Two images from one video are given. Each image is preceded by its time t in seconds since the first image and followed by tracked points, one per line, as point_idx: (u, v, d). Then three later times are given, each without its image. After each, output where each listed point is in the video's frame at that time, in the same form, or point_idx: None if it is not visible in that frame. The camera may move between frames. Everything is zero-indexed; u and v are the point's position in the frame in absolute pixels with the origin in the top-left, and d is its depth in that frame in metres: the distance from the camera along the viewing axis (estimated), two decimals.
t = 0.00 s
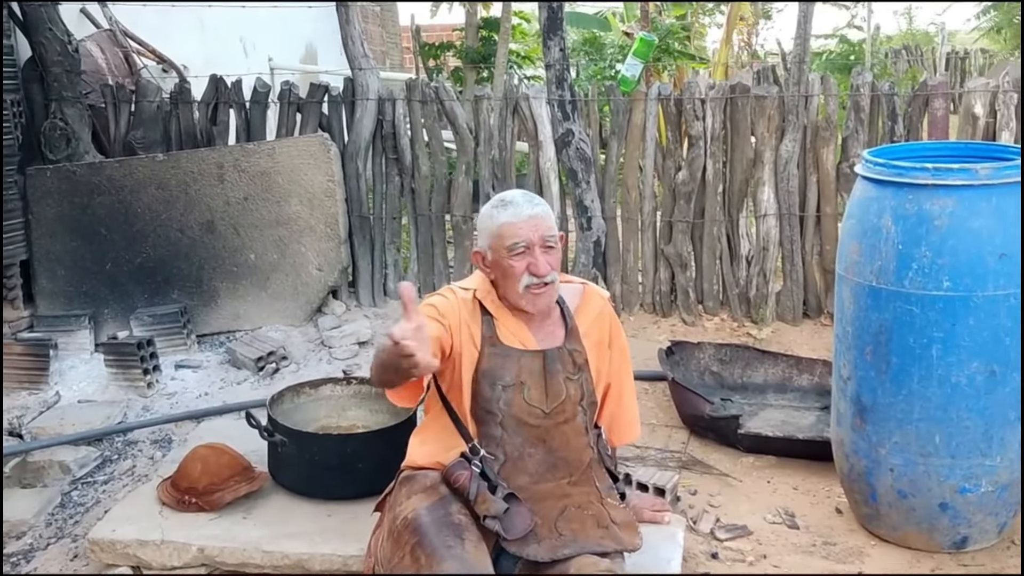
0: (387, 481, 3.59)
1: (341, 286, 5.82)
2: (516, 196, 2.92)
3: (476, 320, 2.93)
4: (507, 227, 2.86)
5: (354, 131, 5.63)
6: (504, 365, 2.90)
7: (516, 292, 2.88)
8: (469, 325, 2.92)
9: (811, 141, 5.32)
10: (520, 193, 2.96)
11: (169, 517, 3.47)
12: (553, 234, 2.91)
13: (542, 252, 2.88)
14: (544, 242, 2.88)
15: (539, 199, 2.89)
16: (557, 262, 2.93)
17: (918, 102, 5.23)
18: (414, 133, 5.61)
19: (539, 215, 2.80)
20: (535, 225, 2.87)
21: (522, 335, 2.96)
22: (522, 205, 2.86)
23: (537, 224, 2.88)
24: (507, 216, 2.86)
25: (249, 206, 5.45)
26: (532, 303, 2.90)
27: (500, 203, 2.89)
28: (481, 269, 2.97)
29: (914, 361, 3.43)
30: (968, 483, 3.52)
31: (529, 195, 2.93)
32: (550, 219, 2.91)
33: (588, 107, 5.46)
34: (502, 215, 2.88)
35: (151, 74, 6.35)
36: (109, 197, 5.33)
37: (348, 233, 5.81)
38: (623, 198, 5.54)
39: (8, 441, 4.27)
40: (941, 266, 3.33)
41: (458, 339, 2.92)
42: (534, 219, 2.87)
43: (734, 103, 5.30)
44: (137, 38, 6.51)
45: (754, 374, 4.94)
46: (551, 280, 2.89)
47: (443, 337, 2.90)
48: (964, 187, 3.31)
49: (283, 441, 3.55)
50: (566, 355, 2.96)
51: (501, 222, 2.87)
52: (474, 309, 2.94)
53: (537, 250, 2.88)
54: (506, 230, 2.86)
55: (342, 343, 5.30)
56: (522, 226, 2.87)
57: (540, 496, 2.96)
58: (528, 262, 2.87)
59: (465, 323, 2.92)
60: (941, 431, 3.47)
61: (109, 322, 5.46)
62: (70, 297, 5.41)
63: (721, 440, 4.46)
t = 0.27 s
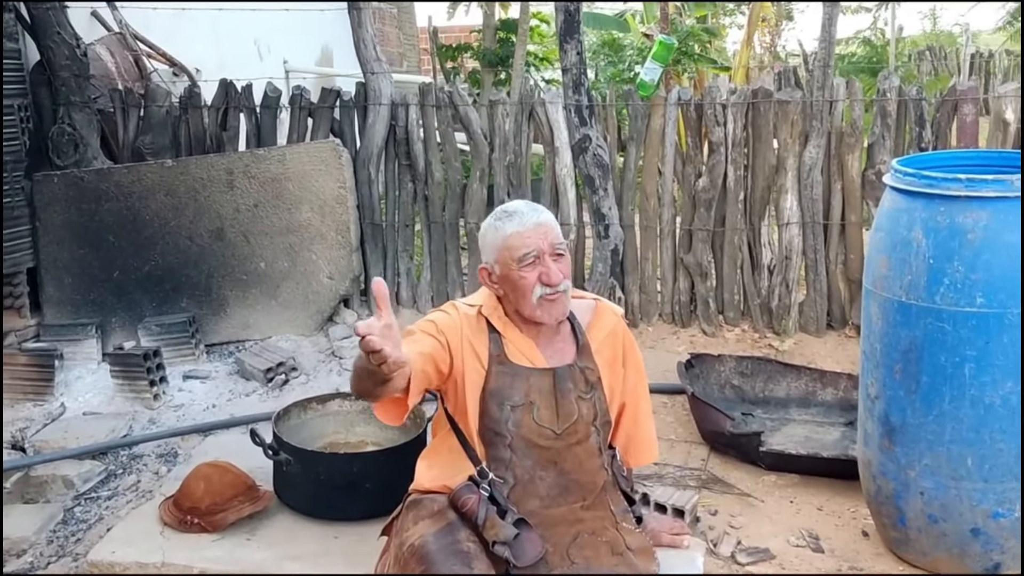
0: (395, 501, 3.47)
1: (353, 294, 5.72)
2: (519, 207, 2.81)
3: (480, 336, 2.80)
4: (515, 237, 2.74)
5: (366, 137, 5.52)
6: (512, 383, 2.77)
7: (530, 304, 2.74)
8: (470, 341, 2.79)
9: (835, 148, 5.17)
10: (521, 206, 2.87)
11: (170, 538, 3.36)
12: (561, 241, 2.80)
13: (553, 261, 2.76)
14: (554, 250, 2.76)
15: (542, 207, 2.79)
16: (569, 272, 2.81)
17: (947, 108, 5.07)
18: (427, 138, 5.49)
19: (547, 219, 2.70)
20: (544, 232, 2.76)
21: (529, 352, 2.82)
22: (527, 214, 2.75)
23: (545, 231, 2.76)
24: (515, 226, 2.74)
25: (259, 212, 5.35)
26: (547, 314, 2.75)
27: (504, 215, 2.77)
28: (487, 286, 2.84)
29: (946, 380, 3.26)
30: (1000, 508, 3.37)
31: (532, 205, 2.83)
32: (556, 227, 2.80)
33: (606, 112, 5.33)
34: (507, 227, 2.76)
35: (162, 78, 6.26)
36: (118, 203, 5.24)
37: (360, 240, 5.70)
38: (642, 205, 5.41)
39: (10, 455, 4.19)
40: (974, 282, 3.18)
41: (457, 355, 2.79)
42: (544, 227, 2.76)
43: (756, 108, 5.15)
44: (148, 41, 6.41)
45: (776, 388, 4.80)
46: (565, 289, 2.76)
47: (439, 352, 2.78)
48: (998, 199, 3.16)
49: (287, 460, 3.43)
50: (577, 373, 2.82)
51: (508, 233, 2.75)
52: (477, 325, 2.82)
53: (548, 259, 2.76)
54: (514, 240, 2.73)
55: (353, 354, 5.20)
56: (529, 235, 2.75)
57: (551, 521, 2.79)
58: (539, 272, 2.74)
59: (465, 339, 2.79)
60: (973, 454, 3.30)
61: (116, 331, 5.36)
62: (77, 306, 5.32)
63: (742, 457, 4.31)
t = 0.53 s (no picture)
0: (414, 512, 3.40)
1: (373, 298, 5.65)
2: (503, 219, 2.64)
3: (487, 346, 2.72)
4: (500, 254, 2.58)
5: (387, 138, 5.44)
6: (521, 392, 2.68)
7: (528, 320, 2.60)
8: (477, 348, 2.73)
9: (865, 151, 5.05)
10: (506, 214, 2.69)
11: (185, 549, 3.30)
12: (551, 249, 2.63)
13: (545, 272, 2.60)
14: (544, 261, 2.60)
15: (526, 217, 2.61)
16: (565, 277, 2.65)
17: (981, 110, 4.94)
18: (448, 140, 5.42)
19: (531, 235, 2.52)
20: (532, 244, 2.59)
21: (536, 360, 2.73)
22: (511, 229, 2.58)
23: (532, 244, 2.59)
24: (500, 244, 2.58)
25: (278, 215, 5.29)
26: (547, 325, 2.63)
27: (487, 232, 2.60)
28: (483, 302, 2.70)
29: (983, 392, 3.14)
30: None
31: (516, 215, 2.65)
32: (544, 234, 2.63)
33: (630, 114, 5.23)
34: (492, 246, 2.59)
35: (182, 80, 6.22)
36: (136, 206, 5.20)
37: (380, 244, 5.63)
38: (666, 208, 5.31)
39: (27, 461, 4.17)
40: (1013, 292, 3.06)
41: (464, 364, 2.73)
42: (531, 239, 2.59)
43: (784, 110, 5.04)
44: (168, 42, 6.37)
45: (803, 397, 4.68)
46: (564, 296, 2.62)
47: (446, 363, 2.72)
48: None
49: (304, 469, 3.39)
50: (588, 381, 2.72)
51: (493, 252, 2.59)
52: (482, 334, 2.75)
53: (539, 271, 2.59)
54: (500, 258, 2.57)
55: (372, 359, 5.13)
56: (516, 250, 2.58)
57: (566, 535, 2.67)
58: (532, 287, 2.59)
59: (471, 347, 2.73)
60: (1010, 469, 3.17)
61: (135, 335, 5.32)
62: (96, 309, 5.28)
63: (768, 468, 4.21)
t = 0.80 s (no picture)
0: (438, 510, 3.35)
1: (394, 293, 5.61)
2: (501, 215, 2.56)
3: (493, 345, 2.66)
4: (501, 252, 2.50)
5: (408, 131, 5.39)
6: (530, 389, 2.61)
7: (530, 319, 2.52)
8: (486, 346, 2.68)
9: (895, 144, 4.96)
10: (504, 207, 2.61)
11: (206, 547, 3.26)
12: (553, 246, 2.55)
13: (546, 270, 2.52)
14: (546, 258, 2.52)
15: (527, 214, 2.54)
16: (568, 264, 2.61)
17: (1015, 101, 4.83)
18: (470, 134, 5.37)
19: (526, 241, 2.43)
20: (533, 240, 2.52)
21: (542, 357, 2.66)
22: (511, 225, 2.51)
23: (533, 240, 2.52)
24: (500, 241, 2.50)
25: (299, 209, 5.25)
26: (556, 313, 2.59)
27: (487, 230, 2.53)
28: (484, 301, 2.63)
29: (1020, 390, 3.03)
30: None
31: (514, 210, 2.58)
32: (545, 231, 2.55)
33: (654, 106, 5.16)
34: (492, 244, 2.52)
35: (203, 73, 6.19)
36: (157, 199, 5.18)
37: (401, 238, 5.58)
38: (691, 202, 5.23)
39: (48, 456, 4.16)
40: None
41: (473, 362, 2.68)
42: (531, 236, 2.52)
43: (812, 102, 4.94)
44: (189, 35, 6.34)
45: (831, 394, 4.60)
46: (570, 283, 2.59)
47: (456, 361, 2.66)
48: None
49: (326, 467, 3.34)
50: (597, 376, 2.66)
51: (494, 250, 2.51)
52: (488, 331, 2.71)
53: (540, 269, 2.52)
54: (501, 256, 2.49)
55: (393, 353, 5.09)
56: (517, 248, 2.51)
57: (583, 533, 2.60)
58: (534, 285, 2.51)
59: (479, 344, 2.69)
60: None
61: (156, 329, 5.30)
62: (117, 303, 5.26)
63: (796, 466, 4.13)
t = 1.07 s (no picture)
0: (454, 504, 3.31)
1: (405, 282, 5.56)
2: (502, 209, 2.52)
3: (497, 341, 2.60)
4: (504, 246, 2.46)
5: (418, 119, 5.32)
6: (538, 383, 2.56)
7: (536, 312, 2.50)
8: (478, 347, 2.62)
9: (912, 130, 4.89)
10: (503, 199, 2.57)
11: (221, 542, 3.21)
12: (556, 236, 2.52)
13: (550, 262, 2.49)
14: (549, 250, 2.49)
15: (528, 206, 2.50)
16: (571, 267, 2.55)
17: None
18: (480, 121, 5.29)
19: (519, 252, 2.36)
20: (535, 232, 2.48)
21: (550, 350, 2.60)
22: (512, 220, 2.47)
23: (535, 233, 2.48)
24: (502, 235, 2.46)
25: (308, 197, 5.19)
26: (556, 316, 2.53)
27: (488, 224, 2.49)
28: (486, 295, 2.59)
29: None
30: None
31: (514, 202, 2.54)
32: (547, 222, 2.52)
33: (667, 92, 5.09)
34: (493, 239, 2.48)
35: (209, 60, 6.12)
36: (165, 189, 5.12)
37: (411, 227, 5.52)
38: (705, 189, 5.16)
39: (58, 449, 4.12)
40: None
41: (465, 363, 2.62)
42: (534, 227, 2.48)
43: (827, 87, 4.87)
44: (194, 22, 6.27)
45: (848, 384, 4.55)
46: (571, 289, 2.53)
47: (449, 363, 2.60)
48: None
49: (342, 460, 3.28)
50: (605, 368, 2.59)
51: (496, 245, 2.47)
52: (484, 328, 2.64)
53: (544, 261, 2.49)
54: (504, 250, 2.46)
55: (405, 344, 5.05)
56: (520, 242, 2.47)
57: (595, 527, 2.54)
58: (539, 278, 2.48)
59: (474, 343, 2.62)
60: None
61: (165, 320, 5.25)
62: (125, 293, 5.21)
63: (814, 458, 4.08)
